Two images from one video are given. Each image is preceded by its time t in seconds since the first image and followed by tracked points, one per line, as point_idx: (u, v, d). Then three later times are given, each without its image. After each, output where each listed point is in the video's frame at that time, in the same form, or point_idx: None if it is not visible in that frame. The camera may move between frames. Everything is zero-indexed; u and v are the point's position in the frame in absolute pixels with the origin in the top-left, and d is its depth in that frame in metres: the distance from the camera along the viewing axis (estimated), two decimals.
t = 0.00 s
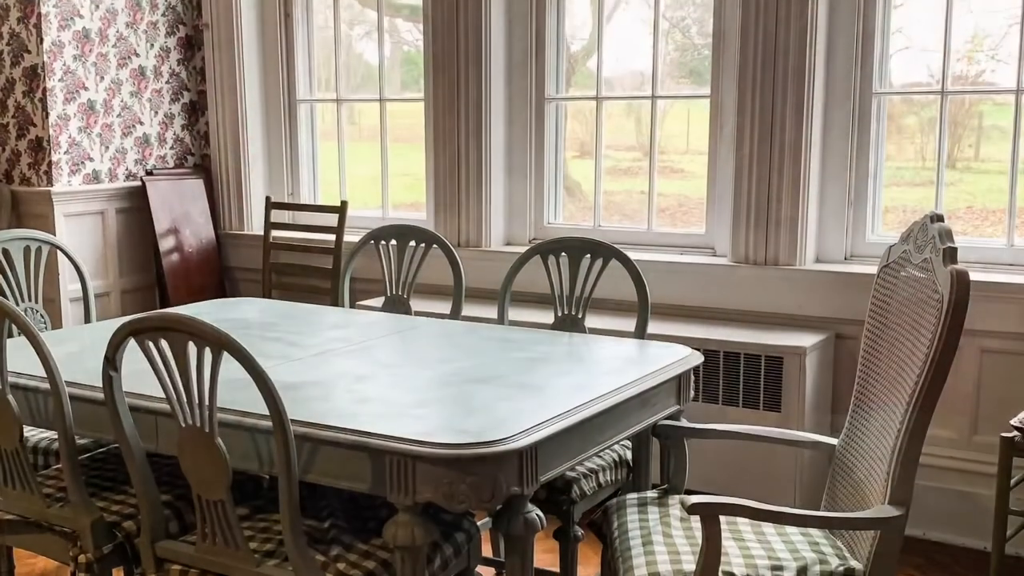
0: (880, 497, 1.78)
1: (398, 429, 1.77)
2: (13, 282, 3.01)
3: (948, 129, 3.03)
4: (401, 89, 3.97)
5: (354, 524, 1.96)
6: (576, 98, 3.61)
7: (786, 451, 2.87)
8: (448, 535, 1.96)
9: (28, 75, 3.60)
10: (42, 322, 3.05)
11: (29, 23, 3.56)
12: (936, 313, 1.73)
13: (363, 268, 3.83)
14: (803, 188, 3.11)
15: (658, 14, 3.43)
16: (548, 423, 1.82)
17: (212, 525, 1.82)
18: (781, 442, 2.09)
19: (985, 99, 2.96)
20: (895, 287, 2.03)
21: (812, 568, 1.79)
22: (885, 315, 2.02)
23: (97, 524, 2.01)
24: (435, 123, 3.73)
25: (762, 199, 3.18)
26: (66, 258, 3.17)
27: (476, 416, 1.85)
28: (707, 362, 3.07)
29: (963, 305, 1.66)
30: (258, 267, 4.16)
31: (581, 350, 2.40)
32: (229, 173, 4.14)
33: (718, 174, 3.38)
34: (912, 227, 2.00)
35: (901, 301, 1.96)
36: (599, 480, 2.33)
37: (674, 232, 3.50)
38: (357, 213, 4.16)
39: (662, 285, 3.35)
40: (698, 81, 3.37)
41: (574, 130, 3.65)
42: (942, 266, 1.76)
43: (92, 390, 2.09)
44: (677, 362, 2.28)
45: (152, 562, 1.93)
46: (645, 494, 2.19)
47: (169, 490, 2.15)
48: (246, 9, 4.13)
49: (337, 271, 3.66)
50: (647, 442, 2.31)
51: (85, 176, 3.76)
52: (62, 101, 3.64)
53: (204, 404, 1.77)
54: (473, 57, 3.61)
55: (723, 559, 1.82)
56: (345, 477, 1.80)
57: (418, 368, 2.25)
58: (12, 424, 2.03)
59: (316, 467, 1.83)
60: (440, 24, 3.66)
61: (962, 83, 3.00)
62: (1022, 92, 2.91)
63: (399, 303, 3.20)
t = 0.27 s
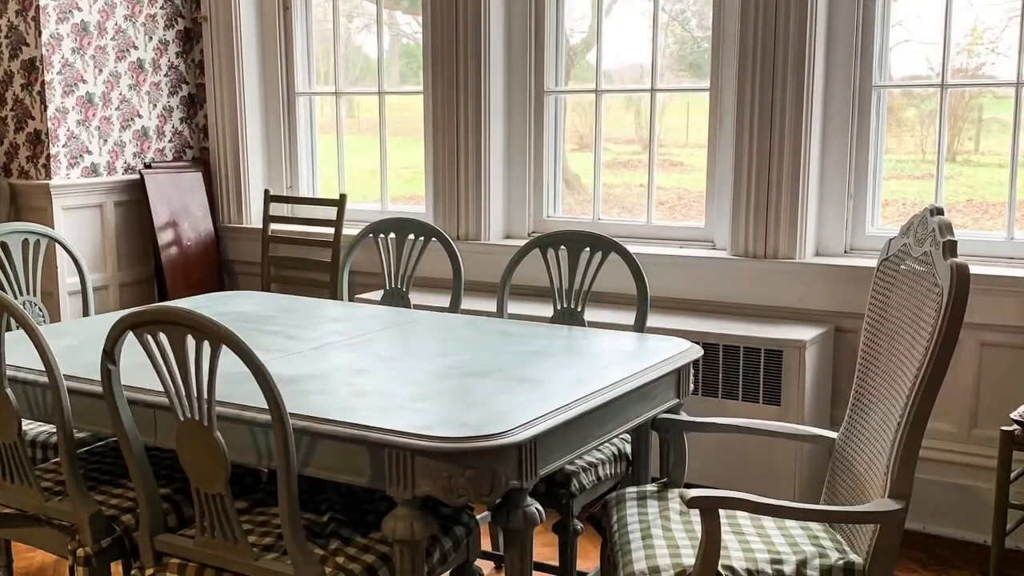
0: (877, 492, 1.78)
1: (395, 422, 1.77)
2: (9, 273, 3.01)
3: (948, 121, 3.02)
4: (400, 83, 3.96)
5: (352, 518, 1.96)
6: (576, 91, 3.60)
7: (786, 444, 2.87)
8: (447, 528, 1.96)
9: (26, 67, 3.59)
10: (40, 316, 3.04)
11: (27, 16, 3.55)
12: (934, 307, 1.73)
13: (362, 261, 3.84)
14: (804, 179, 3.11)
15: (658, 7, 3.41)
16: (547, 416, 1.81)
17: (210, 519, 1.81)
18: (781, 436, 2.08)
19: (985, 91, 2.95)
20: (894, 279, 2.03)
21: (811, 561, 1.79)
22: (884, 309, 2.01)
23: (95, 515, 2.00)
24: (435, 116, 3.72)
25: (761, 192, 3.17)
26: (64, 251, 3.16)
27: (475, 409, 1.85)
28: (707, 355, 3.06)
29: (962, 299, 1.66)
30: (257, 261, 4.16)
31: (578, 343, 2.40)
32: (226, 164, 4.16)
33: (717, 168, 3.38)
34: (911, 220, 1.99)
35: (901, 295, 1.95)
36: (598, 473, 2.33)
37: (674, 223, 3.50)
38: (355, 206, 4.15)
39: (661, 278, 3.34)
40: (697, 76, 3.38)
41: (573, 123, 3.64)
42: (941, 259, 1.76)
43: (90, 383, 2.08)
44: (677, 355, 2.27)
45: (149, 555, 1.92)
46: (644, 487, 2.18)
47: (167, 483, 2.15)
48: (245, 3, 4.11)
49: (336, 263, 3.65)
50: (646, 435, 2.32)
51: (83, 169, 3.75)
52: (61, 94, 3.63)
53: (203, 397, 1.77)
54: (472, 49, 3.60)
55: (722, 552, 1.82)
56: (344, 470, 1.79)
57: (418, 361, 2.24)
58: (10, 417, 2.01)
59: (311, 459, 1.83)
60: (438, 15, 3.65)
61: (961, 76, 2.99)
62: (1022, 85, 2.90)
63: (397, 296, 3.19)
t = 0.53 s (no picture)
0: (877, 486, 1.78)
1: (394, 416, 1.76)
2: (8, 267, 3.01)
3: (948, 114, 3.01)
4: (400, 75, 3.95)
5: (351, 511, 1.95)
6: (575, 84, 3.59)
7: (786, 438, 2.87)
8: (446, 522, 1.96)
9: (24, 60, 3.58)
10: (38, 309, 3.03)
11: (25, 9, 3.53)
12: (934, 301, 1.72)
13: (361, 254, 3.83)
14: (804, 172, 3.11)
15: None
16: (546, 409, 1.81)
17: (209, 512, 1.80)
18: (781, 430, 2.08)
19: (985, 84, 2.95)
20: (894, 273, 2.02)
21: (811, 555, 1.78)
22: (884, 302, 2.01)
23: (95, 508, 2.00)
24: (435, 109, 3.71)
25: (762, 185, 3.17)
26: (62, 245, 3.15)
27: (474, 403, 1.84)
28: (707, 348, 3.06)
29: (962, 292, 1.65)
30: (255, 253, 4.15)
31: (578, 337, 2.39)
32: (225, 157, 4.15)
33: (716, 162, 3.37)
34: (912, 213, 1.99)
35: (900, 288, 1.95)
36: (597, 467, 2.33)
37: (672, 216, 3.50)
38: (355, 199, 4.14)
39: (661, 272, 3.33)
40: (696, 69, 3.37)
41: (572, 116, 3.63)
42: (941, 252, 1.75)
43: (88, 377, 2.08)
44: (676, 349, 2.27)
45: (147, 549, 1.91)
46: (643, 481, 2.18)
47: (166, 477, 2.15)
48: None
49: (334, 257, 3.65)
50: (646, 429, 2.31)
51: (82, 162, 3.74)
52: (59, 87, 3.62)
53: (202, 391, 1.76)
54: (471, 41, 3.59)
55: (722, 546, 1.81)
56: (344, 464, 1.79)
57: (417, 354, 2.24)
58: (9, 410, 2.01)
59: (310, 453, 1.82)
60: (437, 7, 3.65)
61: (961, 69, 2.98)
62: (1022, 78, 2.89)
63: (396, 290, 3.18)
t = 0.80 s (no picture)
0: (876, 479, 1.78)
1: (393, 409, 1.76)
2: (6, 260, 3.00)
3: (948, 107, 3.01)
4: (399, 68, 3.94)
5: (350, 505, 1.95)
6: (574, 77, 3.58)
7: (785, 431, 2.87)
8: (445, 515, 1.96)
9: (23, 54, 3.57)
10: (37, 303, 3.02)
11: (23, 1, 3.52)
12: (934, 294, 1.72)
13: (359, 247, 3.83)
14: (804, 166, 3.10)
15: None
16: (546, 403, 1.80)
17: (207, 505, 1.80)
18: (780, 424, 2.08)
19: (985, 77, 2.94)
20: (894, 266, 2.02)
21: (811, 548, 1.78)
22: (884, 295, 2.00)
23: (94, 502, 1.99)
24: (435, 102, 3.70)
25: (761, 179, 3.16)
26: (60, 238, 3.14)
27: (473, 396, 1.84)
28: (706, 341, 3.06)
29: (962, 286, 1.65)
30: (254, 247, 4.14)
31: (577, 330, 2.39)
32: (224, 151, 4.14)
33: (715, 155, 3.37)
34: (912, 206, 1.98)
35: (900, 281, 1.94)
36: (596, 461, 2.32)
37: (671, 209, 3.49)
38: (354, 192, 4.13)
39: (660, 265, 3.33)
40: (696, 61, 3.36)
41: (571, 110, 3.62)
42: (941, 246, 1.75)
43: (86, 370, 2.08)
44: (675, 342, 2.26)
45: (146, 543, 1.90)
46: (642, 475, 2.18)
47: (165, 470, 2.14)
48: None
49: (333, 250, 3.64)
50: (645, 423, 2.32)
51: (80, 155, 3.73)
52: (57, 80, 3.61)
53: (200, 384, 1.75)
54: (470, 34, 3.58)
55: (721, 540, 1.81)
56: (342, 458, 1.78)
57: (415, 348, 2.23)
58: (8, 403, 2.00)
59: (308, 447, 1.82)
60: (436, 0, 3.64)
61: (961, 62, 2.97)
62: (1021, 71, 2.89)
63: (395, 283, 3.17)
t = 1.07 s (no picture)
0: (876, 472, 1.77)
1: (392, 403, 1.75)
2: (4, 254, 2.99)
3: (948, 100, 3.00)
4: (397, 61, 3.94)
5: (349, 499, 1.95)
6: (574, 70, 3.57)
7: (785, 425, 2.87)
8: (444, 509, 1.95)
9: (22, 46, 3.56)
10: (36, 296, 3.01)
11: None
12: (935, 287, 1.71)
13: (358, 241, 3.82)
14: (804, 159, 3.09)
15: None
16: (545, 396, 1.80)
17: (206, 499, 1.80)
18: (779, 417, 2.07)
19: (985, 70, 2.93)
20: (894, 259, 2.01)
21: (811, 542, 1.77)
22: (884, 288, 2.00)
23: (93, 495, 1.99)
24: (434, 95, 3.69)
25: (761, 172, 3.15)
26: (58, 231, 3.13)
27: (473, 390, 1.83)
28: (706, 335, 3.05)
29: (962, 279, 1.64)
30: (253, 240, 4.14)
31: (576, 323, 2.38)
32: (223, 144, 4.13)
33: (714, 148, 3.36)
34: (912, 199, 1.97)
35: (900, 274, 1.94)
36: (596, 455, 2.32)
37: (671, 202, 3.49)
38: (353, 185, 4.12)
39: (660, 258, 3.32)
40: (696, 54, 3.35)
41: (570, 103, 3.61)
42: (941, 239, 1.74)
43: (85, 364, 2.07)
44: (675, 336, 2.26)
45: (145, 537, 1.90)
46: (642, 468, 2.17)
47: (163, 464, 2.14)
48: None
49: (332, 243, 3.63)
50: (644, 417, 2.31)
51: (78, 148, 3.73)
52: (56, 73, 3.60)
53: (199, 378, 1.75)
54: (469, 27, 3.57)
55: (721, 534, 1.81)
56: (341, 451, 1.78)
57: (414, 341, 2.23)
58: (7, 397, 1.99)
59: (307, 441, 1.82)
60: None
61: (961, 55, 2.97)
62: (1022, 64, 2.88)
63: (394, 277, 3.16)
